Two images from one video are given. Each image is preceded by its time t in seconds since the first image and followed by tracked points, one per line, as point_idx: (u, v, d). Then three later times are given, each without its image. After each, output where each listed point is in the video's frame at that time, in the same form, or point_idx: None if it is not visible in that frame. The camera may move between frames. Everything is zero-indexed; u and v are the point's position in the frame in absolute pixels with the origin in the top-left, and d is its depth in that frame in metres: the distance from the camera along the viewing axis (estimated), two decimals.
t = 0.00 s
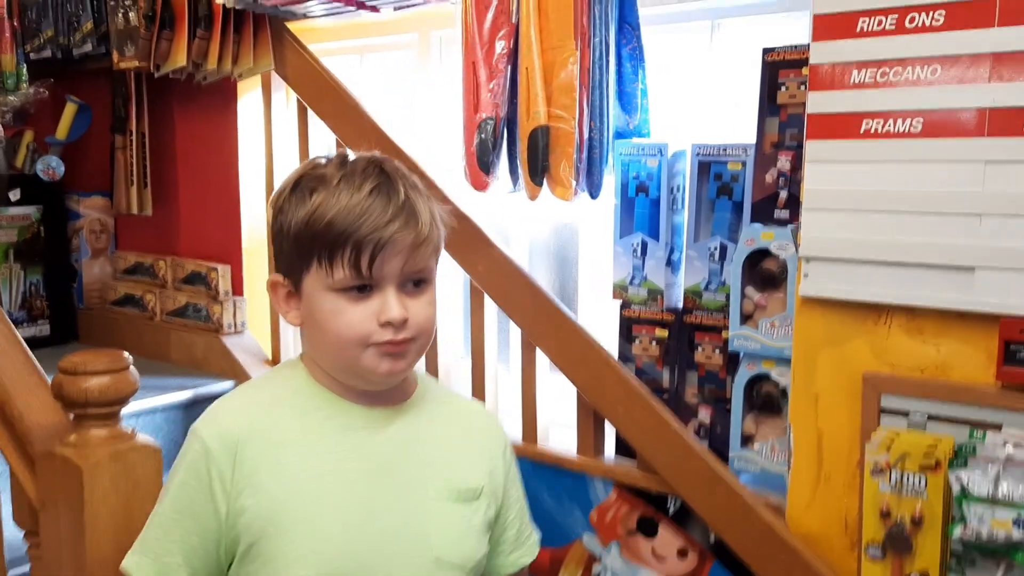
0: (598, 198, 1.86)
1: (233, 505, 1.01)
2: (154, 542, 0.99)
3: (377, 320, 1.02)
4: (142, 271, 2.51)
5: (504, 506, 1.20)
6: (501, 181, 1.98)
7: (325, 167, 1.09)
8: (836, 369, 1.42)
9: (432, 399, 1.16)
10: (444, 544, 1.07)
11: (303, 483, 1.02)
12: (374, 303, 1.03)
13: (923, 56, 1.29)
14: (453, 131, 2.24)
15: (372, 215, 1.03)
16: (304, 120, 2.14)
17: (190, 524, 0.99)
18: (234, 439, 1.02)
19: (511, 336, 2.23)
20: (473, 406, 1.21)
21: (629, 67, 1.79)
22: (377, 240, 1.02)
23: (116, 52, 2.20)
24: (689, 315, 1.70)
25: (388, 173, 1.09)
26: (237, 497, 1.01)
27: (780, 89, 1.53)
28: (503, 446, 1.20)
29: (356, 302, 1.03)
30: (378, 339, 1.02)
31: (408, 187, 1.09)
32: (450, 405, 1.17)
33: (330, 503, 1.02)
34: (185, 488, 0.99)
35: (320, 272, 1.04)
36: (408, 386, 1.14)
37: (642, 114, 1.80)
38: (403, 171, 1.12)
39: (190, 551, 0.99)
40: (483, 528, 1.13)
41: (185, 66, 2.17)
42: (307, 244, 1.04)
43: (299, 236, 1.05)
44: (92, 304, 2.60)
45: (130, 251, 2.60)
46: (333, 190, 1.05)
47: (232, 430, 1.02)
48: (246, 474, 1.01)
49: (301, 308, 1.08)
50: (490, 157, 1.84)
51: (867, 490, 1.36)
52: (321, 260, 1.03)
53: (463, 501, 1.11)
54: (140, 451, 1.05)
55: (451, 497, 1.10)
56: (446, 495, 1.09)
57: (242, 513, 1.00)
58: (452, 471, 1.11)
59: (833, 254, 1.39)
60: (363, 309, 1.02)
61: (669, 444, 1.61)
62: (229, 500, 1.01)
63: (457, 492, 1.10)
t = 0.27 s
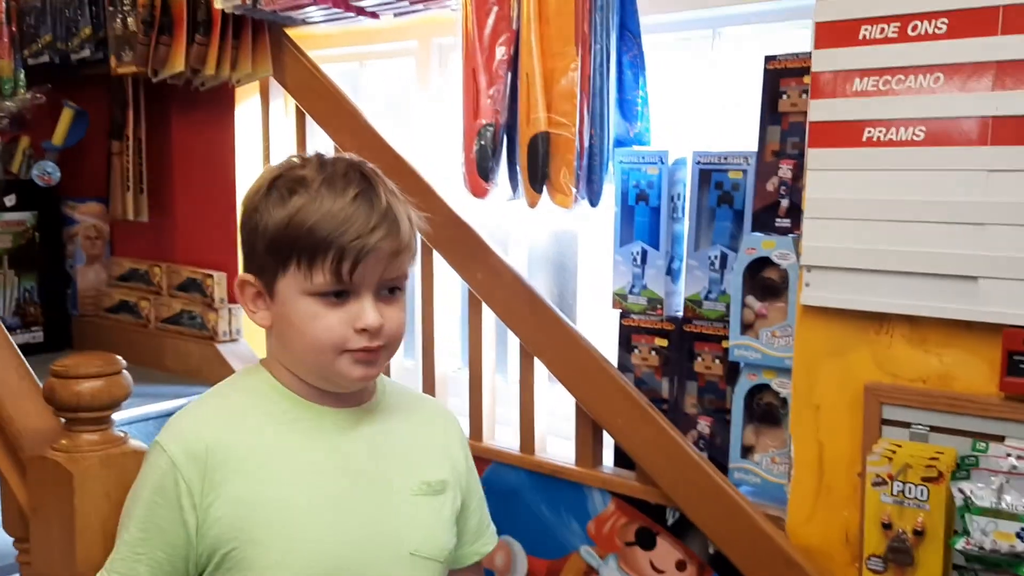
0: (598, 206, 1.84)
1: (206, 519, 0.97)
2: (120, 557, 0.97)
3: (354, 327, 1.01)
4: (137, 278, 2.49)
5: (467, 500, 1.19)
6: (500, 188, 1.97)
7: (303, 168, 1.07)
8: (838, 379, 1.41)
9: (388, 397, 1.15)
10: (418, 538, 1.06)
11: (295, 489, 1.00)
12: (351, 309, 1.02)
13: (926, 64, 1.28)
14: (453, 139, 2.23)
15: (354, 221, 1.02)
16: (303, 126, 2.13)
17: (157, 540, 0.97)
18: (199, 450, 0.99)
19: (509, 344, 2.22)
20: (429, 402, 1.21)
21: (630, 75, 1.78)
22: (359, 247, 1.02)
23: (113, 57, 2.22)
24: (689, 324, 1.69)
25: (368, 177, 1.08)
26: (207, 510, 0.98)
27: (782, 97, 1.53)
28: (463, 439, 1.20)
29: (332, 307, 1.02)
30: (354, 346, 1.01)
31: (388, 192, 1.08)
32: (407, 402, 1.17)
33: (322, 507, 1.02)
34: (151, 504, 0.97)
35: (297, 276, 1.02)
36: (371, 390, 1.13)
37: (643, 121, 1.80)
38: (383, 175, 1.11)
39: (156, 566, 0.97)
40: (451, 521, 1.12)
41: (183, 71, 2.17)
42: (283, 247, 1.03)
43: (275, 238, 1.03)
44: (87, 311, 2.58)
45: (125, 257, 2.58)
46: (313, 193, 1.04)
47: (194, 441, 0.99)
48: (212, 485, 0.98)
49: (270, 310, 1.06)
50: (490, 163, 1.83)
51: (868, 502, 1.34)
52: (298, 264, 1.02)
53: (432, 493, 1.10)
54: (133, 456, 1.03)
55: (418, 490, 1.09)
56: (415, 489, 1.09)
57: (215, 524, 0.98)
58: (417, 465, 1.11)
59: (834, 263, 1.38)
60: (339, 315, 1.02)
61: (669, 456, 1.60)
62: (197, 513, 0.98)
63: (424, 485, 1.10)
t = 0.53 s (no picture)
0: (596, 209, 1.85)
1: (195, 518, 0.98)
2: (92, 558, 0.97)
3: (328, 324, 1.02)
4: (135, 278, 2.50)
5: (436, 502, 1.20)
6: (499, 191, 1.97)
7: (269, 170, 1.07)
8: (835, 383, 1.41)
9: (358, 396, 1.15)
10: (392, 536, 1.07)
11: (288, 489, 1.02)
12: (324, 307, 1.02)
13: (924, 70, 1.29)
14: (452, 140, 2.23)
15: (324, 220, 1.03)
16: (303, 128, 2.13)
17: (130, 540, 0.97)
18: (170, 449, 0.99)
19: (507, 346, 2.23)
20: (396, 399, 1.21)
21: (629, 79, 1.79)
22: (330, 244, 1.02)
23: (113, 57, 2.21)
24: (686, 328, 1.69)
25: (333, 177, 1.09)
26: (179, 509, 0.98)
27: (780, 101, 1.54)
28: (431, 435, 1.20)
29: (305, 306, 1.02)
30: (329, 344, 1.02)
31: (355, 191, 1.09)
32: (376, 401, 1.17)
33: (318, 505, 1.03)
34: (124, 503, 0.97)
35: (269, 276, 1.02)
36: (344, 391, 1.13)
37: (641, 124, 1.80)
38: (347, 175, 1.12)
39: (130, 567, 0.97)
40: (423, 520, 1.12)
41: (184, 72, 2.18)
42: (253, 249, 1.03)
43: (244, 240, 1.03)
44: (85, 311, 2.58)
45: (124, 257, 2.59)
46: (281, 194, 1.04)
47: (167, 440, 0.99)
48: (185, 484, 0.98)
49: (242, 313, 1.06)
50: (489, 166, 1.83)
51: (865, 506, 1.34)
52: (270, 265, 1.02)
53: (404, 491, 1.11)
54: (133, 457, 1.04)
55: (389, 489, 1.09)
56: (387, 488, 1.09)
57: (187, 522, 0.97)
58: (387, 464, 1.11)
59: (832, 268, 1.39)
60: (314, 313, 1.02)
61: (667, 459, 1.60)
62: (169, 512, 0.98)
63: (394, 484, 1.10)
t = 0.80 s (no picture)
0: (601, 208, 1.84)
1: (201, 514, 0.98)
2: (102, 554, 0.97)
3: (313, 327, 1.02)
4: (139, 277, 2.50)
5: (437, 508, 1.20)
6: (503, 190, 1.97)
7: (256, 172, 1.08)
8: (841, 382, 1.41)
9: (364, 398, 1.15)
10: (395, 540, 1.07)
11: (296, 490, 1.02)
12: (310, 309, 1.03)
13: (929, 69, 1.29)
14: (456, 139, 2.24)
15: (305, 222, 1.03)
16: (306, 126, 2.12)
17: (139, 533, 0.97)
18: (178, 442, 1.00)
19: (511, 345, 2.23)
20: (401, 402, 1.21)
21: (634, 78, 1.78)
22: (312, 246, 1.02)
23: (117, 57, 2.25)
24: (691, 327, 1.70)
25: (320, 176, 1.09)
26: (187, 502, 0.98)
27: (786, 100, 1.54)
28: (436, 439, 1.20)
29: (292, 309, 1.03)
30: (314, 346, 1.02)
31: (342, 190, 1.08)
32: (381, 402, 1.17)
33: (326, 505, 1.04)
34: (132, 496, 0.97)
35: (255, 280, 1.03)
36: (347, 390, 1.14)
37: (646, 124, 1.80)
38: (338, 173, 1.11)
39: (140, 562, 0.97)
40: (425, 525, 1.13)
41: (187, 72, 2.18)
42: (239, 253, 1.04)
43: (231, 245, 1.05)
44: (89, 310, 2.58)
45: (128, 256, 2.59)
46: (264, 197, 1.04)
47: (173, 434, 1.00)
48: (191, 477, 0.99)
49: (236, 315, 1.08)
50: (493, 165, 1.83)
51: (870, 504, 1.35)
52: (255, 268, 1.03)
53: (408, 496, 1.11)
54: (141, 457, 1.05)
55: (393, 493, 1.09)
56: (391, 492, 1.09)
57: (195, 515, 0.98)
58: (393, 467, 1.11)
59: (837, 267, 1.39)
60: (298, 316, 1.03)
61: (672, 458, 1.60)
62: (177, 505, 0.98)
63: (399, 488, 1.10)
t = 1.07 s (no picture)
0: (610, 207, 1.84)
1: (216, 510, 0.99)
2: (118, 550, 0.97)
3: (312, 324, 1.02)
4: (150, 278, 2.52)
5: (449, 513, 1.20)
6: (512, 189, 1.97)
7: (265, 174, 1.09)
8: (851, 380, 1.41)
9: (381, 399, 1.16)
10: (409, 539, 1.08)
11: (308, 488, 1.03)
12: (311, 307, 1.03)
13: (939, 66, 1.28)
14: (465, 139, 2.24)
15: (305, 219, 1.03)
16: (316, 127, 2.13)
17: (155, 529, 0.97)
18: (192, 437, 1.01)
19: (521, 344, 2.24)
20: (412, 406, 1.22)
21: (642, 76, 1.79)
22: (311, 243, 1.02)
23: (126, 59, 2.23)
24: (700, 325, 1.70)
25: (327, 176, 1.09)
26: (204, 498, 0.98)
27: (795, 98, 1.53)
28: (448, 442, 1.21)
29: (293, 306, 1.03)
30: (314, 343, 1.02)
31: (347, 190, 1.08)
32: (393, 404, 1.18)
33: (337, 504, 1.04)
34: (148, 493, 0.98)
35: (258, 279, 1.04)
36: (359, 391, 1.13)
37: (655, 122, 1.80)
38: (347, 174, 1.11)
39: (156, 557, 0.97)
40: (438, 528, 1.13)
41: (198, 73, 2.20)
42: (244, 252, 1.05)
43: (237, 245, 1.06)
44: (101, 310, 2.60)
45: (139, 257, 2.61)
46: (268, 196, 1.05)
47: (187, 429, 1.01)
48: (208, 474, 0.99)
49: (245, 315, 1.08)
50: (502, 165, 1.84)
51: (881, 503, 1.35)
52: (258, 267, 1.04)
53: (421, 495, 1.12)
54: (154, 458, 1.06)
55: (409, 493, 1.10)
56: (405, 491, 1.10)
57: (211, 513, 0.98)
58: (409, 467, 1.12)
59: (847, 264, 1.38)
60: (300, 313, 1.02)
61: (682, 456, 1.60)
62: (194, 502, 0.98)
63: (414, 489, 1.11)
